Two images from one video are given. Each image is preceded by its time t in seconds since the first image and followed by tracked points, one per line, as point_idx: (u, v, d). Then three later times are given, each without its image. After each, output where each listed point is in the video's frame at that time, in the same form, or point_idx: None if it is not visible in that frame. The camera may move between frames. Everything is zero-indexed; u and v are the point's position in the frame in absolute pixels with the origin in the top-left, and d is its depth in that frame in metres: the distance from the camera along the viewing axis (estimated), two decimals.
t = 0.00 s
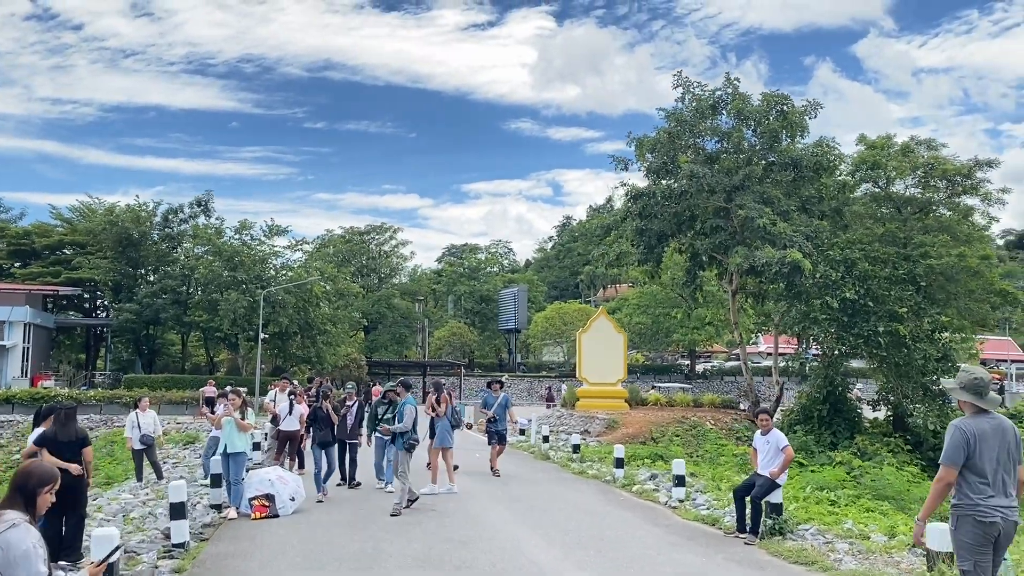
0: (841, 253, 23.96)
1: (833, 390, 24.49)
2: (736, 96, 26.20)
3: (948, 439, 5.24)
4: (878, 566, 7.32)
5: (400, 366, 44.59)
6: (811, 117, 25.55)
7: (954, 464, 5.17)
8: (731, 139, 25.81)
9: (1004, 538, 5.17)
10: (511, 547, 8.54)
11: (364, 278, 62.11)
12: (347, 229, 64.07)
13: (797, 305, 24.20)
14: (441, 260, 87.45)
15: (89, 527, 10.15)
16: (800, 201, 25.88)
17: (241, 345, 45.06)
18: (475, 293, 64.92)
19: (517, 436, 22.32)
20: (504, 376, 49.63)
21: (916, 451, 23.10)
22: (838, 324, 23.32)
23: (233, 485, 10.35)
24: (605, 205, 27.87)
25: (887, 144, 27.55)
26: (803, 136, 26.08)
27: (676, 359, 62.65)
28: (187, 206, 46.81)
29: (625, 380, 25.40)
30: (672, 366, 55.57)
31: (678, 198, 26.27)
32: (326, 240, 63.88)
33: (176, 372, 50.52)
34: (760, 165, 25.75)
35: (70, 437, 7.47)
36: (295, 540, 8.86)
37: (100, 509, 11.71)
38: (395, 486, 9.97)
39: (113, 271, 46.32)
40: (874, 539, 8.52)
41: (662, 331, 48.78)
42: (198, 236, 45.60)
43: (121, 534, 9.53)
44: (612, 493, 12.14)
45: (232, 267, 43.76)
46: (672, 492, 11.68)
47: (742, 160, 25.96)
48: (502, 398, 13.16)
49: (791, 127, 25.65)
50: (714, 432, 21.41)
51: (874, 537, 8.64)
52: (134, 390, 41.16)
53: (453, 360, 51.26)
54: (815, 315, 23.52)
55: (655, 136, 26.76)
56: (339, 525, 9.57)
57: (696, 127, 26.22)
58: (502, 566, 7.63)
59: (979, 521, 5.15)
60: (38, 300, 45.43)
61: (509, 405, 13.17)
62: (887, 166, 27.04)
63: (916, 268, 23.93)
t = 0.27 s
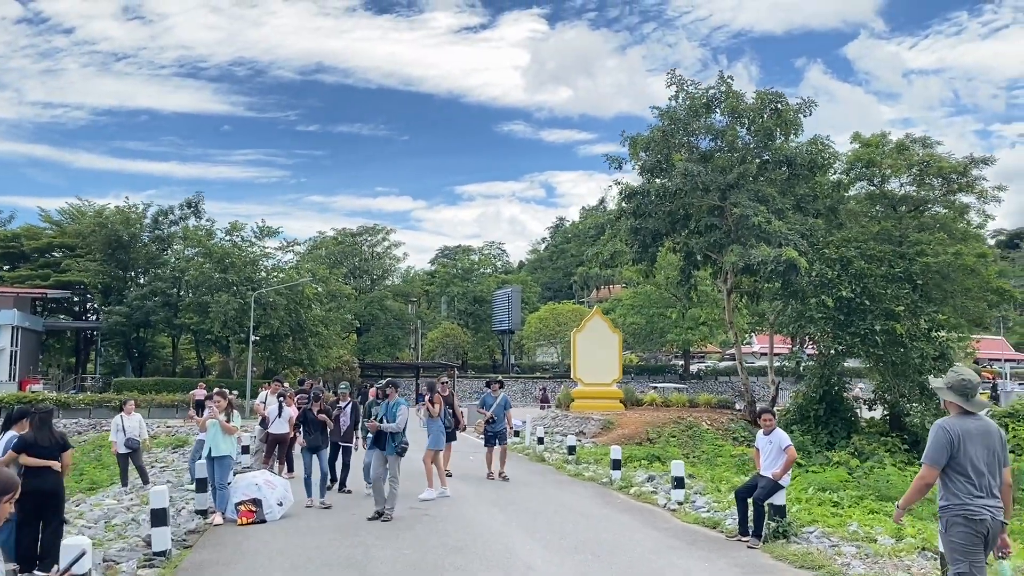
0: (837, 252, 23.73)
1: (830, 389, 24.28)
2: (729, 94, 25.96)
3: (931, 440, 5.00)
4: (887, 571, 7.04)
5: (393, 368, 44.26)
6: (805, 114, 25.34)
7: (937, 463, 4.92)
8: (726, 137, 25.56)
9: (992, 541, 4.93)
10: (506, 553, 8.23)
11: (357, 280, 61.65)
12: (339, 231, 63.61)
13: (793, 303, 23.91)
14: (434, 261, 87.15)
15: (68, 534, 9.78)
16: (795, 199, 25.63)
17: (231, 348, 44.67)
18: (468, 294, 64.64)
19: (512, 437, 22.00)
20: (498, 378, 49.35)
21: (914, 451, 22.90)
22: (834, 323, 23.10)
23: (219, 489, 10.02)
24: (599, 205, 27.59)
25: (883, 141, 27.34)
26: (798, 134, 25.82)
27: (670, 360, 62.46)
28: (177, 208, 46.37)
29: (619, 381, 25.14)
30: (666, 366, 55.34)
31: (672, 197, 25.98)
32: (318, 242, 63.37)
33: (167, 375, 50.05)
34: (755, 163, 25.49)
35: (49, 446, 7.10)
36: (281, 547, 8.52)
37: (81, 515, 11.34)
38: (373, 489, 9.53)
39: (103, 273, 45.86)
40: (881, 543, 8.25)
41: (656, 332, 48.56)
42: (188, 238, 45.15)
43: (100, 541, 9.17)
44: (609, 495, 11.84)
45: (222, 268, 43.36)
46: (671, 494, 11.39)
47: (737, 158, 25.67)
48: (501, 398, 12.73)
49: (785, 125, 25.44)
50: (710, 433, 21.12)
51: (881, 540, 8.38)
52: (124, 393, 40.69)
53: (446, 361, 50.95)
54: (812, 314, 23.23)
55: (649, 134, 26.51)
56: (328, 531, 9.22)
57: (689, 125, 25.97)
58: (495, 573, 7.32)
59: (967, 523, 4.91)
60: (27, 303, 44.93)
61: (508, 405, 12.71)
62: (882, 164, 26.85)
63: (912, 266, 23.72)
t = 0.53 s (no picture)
0: (836, 252, 23.50)
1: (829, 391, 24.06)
2: (726, 92, 25.73)
3: (925, 440, 5.01)
4: None
5: (386, 372, 43.89)
6: (802, 113, 25.13)
7: (937, 466, 4.90)
8: (722, 136, 25.32)
9: (980, 544, 4.96)
10: (505, 565, 7.89)
11: (349, 283, 61.17)
12: (330, 233, 63.11)
13: (791, 304, 23.64)
14: (426, 264, 86.75)
15: (48, 548, 9.37)
16: (793, 199, 25.40)
17: (222, 352, 44.20)
18: (461, 297, 64.31)
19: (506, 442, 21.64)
20: (492, 381, 49.01)
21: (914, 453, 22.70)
22: (833, 324, 22.87)
23: (206, 501, 9.65)
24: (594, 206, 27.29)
25: (880, 140, 27.13)
26: (795, 133, 25.60)
27: (664, 362, 62.23)
28: (167, 210, 45.86)
29: (615, 384, 24.80)
30: (660, 368, 55.08)
31: (668, 197, 25.70)
32: (310, 245, 62.85)
33: (157, 380, 49.49)
34: (751, 163, 25.26)
35: (25, 460, 6.66)
36: (269, 561, 8.14)
37: (63, 527, 10.91)
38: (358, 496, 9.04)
39: (91, 277, 45.32)
40: (895, 553, 7.95)
41: (651, 333, 48.29)
42: (178, 240, 44.65)
43: (81, 556, 8.75)
44: (608, 503, 11.50)
45: (213, 271, 42.88)
46: (673, 501, 11.07)
47: (735, 158, 25.42)
48: (503, 407, 12.24)
49: (783, 123, 25.21)
50: (709, 437, 20.82)
51: (894, 551, 8.08)
52: (113, 398, 40.15)
53: (440, 365, 50.57)
54: (811, 315, 22.98)
55: (645, 133, 26.23)
56: (319, 544, 8.85)
57: (686, 125, 25.72)
58: None
59: (951, 527, 4.94)
60: (14, 308, 44.33)
61: (511, 413, 12.26)
62: (880, 163, 26.65)
63: (912, 266, 23.54)
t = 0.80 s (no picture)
0: (839, 250, 23.25)
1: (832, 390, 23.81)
2: (726, 89, 25.50)
3: (921, 440, 4.78)
4: None
5: (385, 373, 43.65)
6: (804, 110, 24.90)
7: (938, 466, 4.69)
8: (723, 134, 25.11)
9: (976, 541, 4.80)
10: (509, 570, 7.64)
11: (347, 284, 60.85)
12: (329, 234, 62.81)
13: (793, 302, 23.35)
14: (425, 265, 86.52)
15: (39, 554, 9.12)
16: (795, 196, 25.17)
17: (220, 354, 43.94)
18: (461, 297, 64.06)
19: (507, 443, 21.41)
20: (491, 382, 48.76)
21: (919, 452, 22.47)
22: (836, 322, 22.64)
23: (202, 504, 9.42)
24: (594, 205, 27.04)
25: (883, 137, 26.88)
26: (796, 130, 25.36)
27: (664, 362, 61.95)
28: (163, 211, 45.59)
29: (617, 384, 24.56)
30: (661, 368, 54.81)
31: (669, 195, 25.43)
32: (307, 246, 62.52)
33: (155, 382, 49.20)
34: (753, 160, 25.01)
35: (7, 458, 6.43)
36: (267, 566, 7.90)
37: (55, 532, 10.63)
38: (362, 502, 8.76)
39: (88, 279, 45.04)
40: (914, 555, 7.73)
41: (651, 333, 48.02)
42: (175, 241, 44.35)
43: (72, 563, 8.48)
44: (614, 504, 11.24)
45: (210, 272, 42.60)
46: (680, 502, 10.82)
47: (736, 156, 25.16)
48: (512, 405, 12.04)
49: (784, 120, 24.98)
50: (712, 437, 20.58)
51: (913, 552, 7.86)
52: (110, 401, 39.86)
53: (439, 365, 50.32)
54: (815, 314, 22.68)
55: (645, 131, 26.00)
56: (317, 549, 8.60)
57: (686, 122, 25.49)
58: None
59: (947, 523, 4.82)
60: (10, 310, 44.05)
61: (520, 412, 12.06)
62: (883, 160, 26.40)
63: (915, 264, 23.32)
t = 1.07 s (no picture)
0: (843, 250, 22.93)
1: (836, 392, 23.48)
2: (728, 88, 25.18)
3: (904, 442, 4.72)
4: None
5: (382, 375, 43.24)
6: (806, 108, 24.59)
7: (916, 471, 4.62)
8: (725, 133, 24.80)
9: (959, 552, 4.64)
10: None
11: (344, 286, 60.46)
12: (325, 236, 62.39)
13: (796, 303, 23.00)
14: (422, 266, 86.12)
15: (21, 566, 8.72)
16: (797, 196, 24.87)
17: (215, 356, 43.53)
18: (458, 299, 63.68)
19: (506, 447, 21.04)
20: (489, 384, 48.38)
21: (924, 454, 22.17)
22: (840, 323, 22.32)
23: (191, 514, 9.02)
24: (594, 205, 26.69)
25: (885, 136, 26.57)
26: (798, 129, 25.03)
27: (663, 364, 61.60)
28: (158, 213, 45.16)
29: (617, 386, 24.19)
30: (659, 370, 54.46)
31: (670, 195, 25.08)
32: (304, 248, 62.14)
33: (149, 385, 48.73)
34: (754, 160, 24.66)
35: None
36: None
37: (39, 543, 10.22)
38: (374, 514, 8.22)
39: (82, 281, 44.61)
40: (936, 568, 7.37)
41: (650, 335, 47.67)
42: (169, 243, 43.92)
43: None
44: (619, 511, 10.89)
45: (205, 274, 42.18)
46: (687, 509, 10.46)
47: (738, 155, 24.84)
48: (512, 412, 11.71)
49: (786, 119, 24.65)
50: (715, 440, 20.22)
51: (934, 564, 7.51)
52: (103, 404, 39.40)
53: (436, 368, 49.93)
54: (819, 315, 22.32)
55: (645, 130, 25.67)
56: (311, 560, 8.22)
57: (686, 121, 25.19)
58: None
59: (936, 527, 4.63)
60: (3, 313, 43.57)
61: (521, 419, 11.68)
62: (886, 159, 26.08)
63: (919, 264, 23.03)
